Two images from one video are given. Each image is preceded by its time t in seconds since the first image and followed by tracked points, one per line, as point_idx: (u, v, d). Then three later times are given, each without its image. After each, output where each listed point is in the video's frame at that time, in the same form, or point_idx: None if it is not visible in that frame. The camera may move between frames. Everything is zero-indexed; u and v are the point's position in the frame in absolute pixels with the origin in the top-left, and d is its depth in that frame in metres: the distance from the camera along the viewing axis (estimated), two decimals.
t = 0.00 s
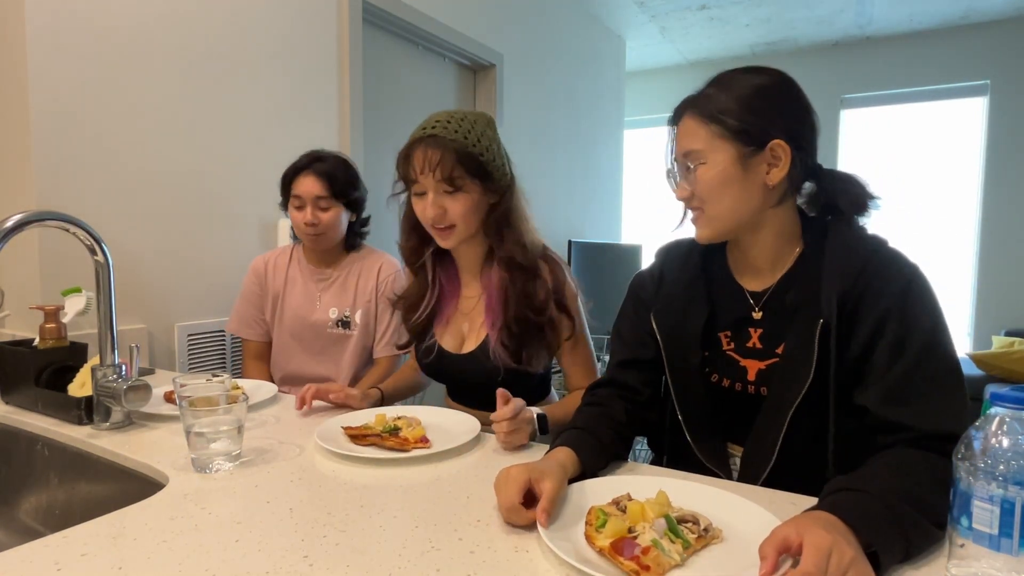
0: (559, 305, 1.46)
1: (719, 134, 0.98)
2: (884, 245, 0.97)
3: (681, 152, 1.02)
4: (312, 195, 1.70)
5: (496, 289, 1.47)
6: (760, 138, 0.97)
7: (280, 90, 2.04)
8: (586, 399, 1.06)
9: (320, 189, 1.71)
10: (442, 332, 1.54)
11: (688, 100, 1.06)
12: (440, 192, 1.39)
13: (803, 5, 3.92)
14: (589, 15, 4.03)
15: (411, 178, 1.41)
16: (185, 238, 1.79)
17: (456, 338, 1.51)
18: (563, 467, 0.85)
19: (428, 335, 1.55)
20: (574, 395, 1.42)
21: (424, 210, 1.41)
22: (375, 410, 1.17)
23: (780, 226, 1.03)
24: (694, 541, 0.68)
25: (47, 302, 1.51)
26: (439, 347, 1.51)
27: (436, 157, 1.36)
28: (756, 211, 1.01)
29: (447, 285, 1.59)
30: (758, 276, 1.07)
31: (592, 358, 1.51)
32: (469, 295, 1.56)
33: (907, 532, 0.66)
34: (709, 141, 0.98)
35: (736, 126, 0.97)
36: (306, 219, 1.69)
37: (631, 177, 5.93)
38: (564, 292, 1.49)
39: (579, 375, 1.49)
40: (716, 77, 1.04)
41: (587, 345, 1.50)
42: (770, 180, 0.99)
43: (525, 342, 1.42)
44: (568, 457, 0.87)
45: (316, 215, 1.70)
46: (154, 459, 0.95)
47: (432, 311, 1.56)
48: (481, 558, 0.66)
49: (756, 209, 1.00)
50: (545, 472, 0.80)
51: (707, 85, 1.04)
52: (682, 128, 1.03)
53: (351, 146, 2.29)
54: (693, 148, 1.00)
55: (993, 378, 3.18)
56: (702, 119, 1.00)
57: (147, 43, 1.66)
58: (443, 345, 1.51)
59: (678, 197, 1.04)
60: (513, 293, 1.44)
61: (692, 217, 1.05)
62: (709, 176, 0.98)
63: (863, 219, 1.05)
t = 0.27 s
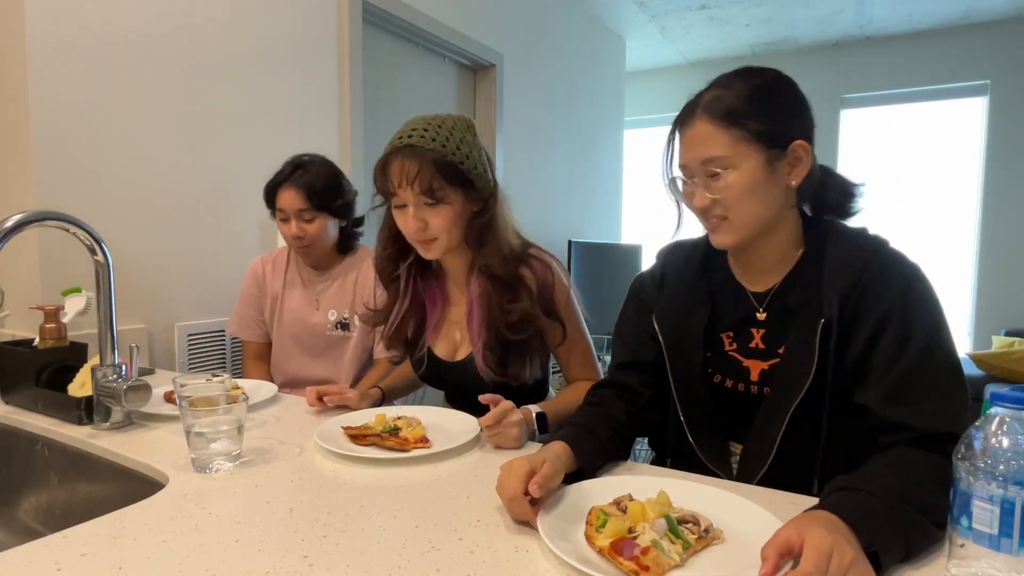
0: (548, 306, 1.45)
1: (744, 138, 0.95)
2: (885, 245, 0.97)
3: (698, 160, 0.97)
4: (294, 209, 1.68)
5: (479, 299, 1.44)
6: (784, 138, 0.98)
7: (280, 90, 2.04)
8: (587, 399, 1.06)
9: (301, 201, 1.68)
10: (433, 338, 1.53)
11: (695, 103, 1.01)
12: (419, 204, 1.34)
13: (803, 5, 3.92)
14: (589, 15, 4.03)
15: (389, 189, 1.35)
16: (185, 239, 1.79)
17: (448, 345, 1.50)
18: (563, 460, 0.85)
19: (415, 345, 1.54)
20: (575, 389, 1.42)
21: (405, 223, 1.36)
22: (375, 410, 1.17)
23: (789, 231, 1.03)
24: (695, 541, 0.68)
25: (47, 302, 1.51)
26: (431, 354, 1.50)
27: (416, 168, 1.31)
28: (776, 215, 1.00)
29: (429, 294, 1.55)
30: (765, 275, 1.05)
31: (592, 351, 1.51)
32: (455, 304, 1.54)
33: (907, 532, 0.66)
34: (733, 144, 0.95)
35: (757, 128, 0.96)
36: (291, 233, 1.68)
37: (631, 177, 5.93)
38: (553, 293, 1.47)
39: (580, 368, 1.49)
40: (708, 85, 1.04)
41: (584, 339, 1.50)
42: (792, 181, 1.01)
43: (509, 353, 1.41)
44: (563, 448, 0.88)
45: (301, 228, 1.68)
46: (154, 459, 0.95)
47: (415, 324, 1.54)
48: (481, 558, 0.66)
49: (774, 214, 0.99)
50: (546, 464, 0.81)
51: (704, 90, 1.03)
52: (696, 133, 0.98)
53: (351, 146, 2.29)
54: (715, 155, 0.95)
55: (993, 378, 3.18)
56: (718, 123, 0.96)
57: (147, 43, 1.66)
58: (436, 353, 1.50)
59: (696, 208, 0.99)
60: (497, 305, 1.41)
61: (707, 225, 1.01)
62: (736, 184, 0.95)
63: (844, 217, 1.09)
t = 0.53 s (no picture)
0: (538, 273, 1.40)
1: (765, 138, 0.95)
2: (884, 246, 0.97)
3: (717, 160, 0.95)
4: (278, 217, 1.64)
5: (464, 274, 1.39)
6: (797, 141, 0.99)
7: (280, 89, 2.04)
8: (587, 399, 1.06)
9: (283, 209, 1.64)
10: (419, 311, 1.50)
11: (704, 103, 0.99)
12: (404, 174, 1.29)
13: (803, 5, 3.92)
14: (588, 15, 4.03)
15: (373, 158, 1.30)
16: (185, 239, 1.79)
17: (433, 317, 1.48)
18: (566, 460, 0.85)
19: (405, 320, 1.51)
20: (574, 360, 1.35)
21: (390, 194, 1.32)
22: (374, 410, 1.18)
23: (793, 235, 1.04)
24: (702, 541, 0.68)
25: (47, 302, 1.51)
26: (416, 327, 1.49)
27: (398, 136, 1.26)
28: (785, 218, 1.00)
29: (421, 268, 1.52)
30: (767, 275, 1.05)
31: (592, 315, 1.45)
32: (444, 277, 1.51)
33: (909, 532, 0.66)
34: (753, 145, 0.95)
35: (779, 128, 0.96)
36: (279, 241, 1.65)
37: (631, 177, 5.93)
38: (544, 260, 1.41)
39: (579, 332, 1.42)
40: (715, 82, 1.03)
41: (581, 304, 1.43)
42: (800, 179, 1.01)
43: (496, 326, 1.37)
44: (565, 447, 0.88)
45: (289, 235, 1.65)
46: (154, 459, 0.95)
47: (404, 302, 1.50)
48: (482, 558, 0.67)
49: (785, 216, 1.00)
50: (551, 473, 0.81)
51: (711, 88, 1.02)
52: (712, 132, 0.97)
53: (350, 146, 2.29)
54: (736, 155, 0.95)
55: (993, 378, 3.18)
56: (735, 123, 0.95)
57: (147, 42, 1.66)
58: (421, 326, 1.48)
59: (712, 210, 0.97)
60: (483, 275, 1.37)
61: (719, 227, 1.00)
62: (758, 186, 0.95)
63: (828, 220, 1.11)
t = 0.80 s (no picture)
0: (541, 268, 1.38)
1: (770, 139, 0.95)
2: (883, 247, 0.97)
3: (721, 159, 0.95)
4: (273, 219, 1.62)
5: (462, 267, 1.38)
6: (801, 142, 0.99)
7: (280, 89, 2.04)
8: (585, 399, 1.06)
9: (276, 210, 1.62)
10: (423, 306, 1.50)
11: (709, 102, 0.99)
12: (418, 169, 1.29)
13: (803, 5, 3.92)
14: (589, 15, 4.03)
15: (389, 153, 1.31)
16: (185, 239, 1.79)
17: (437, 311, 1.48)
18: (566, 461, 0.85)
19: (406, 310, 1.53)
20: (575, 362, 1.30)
21: (403, 189, 1.33)
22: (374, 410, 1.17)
23: (791, 236, 1.04)
24: (700, 537, 0.69)
25: (47, 302, 1.51)
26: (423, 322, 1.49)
27: (415, 131, 1.26)
28: (783, 221, 1.00)
29: (424, 261, 1.53)
30: (764, 273, 1.06)
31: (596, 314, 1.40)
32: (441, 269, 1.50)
33: (909, 532, 0.66)
34: (758, 146, 0.95)
35: (784, 128, 0.97)
36: (275, 243, 1.63)
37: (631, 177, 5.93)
38: (546, 256, 1.38)
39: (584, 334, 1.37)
40: (720, 81, 1.04)
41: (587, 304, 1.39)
42: (801, 181, 1.01)
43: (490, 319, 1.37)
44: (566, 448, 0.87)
45: (284, 236, 1.64)
46: (154, 459, 0.95)
47: (408, 295, 1.52)
48: (482, 558, 0.66)
49: (786, 218, 1.00)
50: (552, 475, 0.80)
51: (716, 86, 1.03)
52: (717, 132, 0.96)
53: (350, 146, 2.29)
54: (741, 155, 0.94)
55: (993, 379, 3.18)
56: (740, 123, 0.95)
57: (147, 43, 1.66)
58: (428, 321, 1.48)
59: (714, 210, 0.97)
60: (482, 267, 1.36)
61: (721, 229, 0.99)
62: (761, 186, 0.95)
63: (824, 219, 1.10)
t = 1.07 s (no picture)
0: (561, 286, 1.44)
1: (770, 141, 0.95)
2: (885, 248, 0.97)
3: (720, 161, 0.95)
4: (263, 215, 1.61)
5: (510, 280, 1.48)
6: (801, 142, 0.99)
7: (280, 90, 2.04)
8: (587, 399, 1.06)
9: (266, 206, 1.60)
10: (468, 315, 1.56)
11: (710, 103, 0.99)
12: (464, 184, 1.42)
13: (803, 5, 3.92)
14: (588, 15, 4.03)
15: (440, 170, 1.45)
16: (185, 239, 1.79)
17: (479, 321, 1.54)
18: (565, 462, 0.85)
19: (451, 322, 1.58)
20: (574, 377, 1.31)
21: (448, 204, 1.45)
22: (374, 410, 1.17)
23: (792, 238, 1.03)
24: (698, 536, 0.69)
25: (47, 302, 1.51)
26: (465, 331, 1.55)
27: (463, 152, 1.39)
28: (784, 224, 1.00)
29: (472, 274, 1.60)
30: (765, 274, 1.05)
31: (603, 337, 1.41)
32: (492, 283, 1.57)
33: (909, 531, 0.66)
34: (758, 147, 0.95)
35: (785, 131, 0.96)
36: (268, 239, 1.62)
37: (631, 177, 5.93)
38: (563, 278, 1.44)
39: (587, 353, 1.37)
40: (722, 81, 1.03)
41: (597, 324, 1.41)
42: (802, 182, 1.01)
43: (531, 329, 1.45)
44: (568, 453, 0.87)
45: (277, 232, 1.62)
46: (155, 459, 0.95)
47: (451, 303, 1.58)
48: (482, 558, 0.66)
49: (786, 219, 1.00)
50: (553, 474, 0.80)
51: (716, 87, 1.03)
52: (717, 133, 0.96)
53: (350, 146, 2.29)
54: (740, 156, 0.94)
55: (993, 378, 3.18)
56: (740, 124, 0.95)
57: (146, 43, 1.66)
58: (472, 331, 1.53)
59: (714, 212, 0.97)
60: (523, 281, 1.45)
61: (720, 231, 0.99)
62: (760, 188, 0.95)
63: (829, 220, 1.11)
